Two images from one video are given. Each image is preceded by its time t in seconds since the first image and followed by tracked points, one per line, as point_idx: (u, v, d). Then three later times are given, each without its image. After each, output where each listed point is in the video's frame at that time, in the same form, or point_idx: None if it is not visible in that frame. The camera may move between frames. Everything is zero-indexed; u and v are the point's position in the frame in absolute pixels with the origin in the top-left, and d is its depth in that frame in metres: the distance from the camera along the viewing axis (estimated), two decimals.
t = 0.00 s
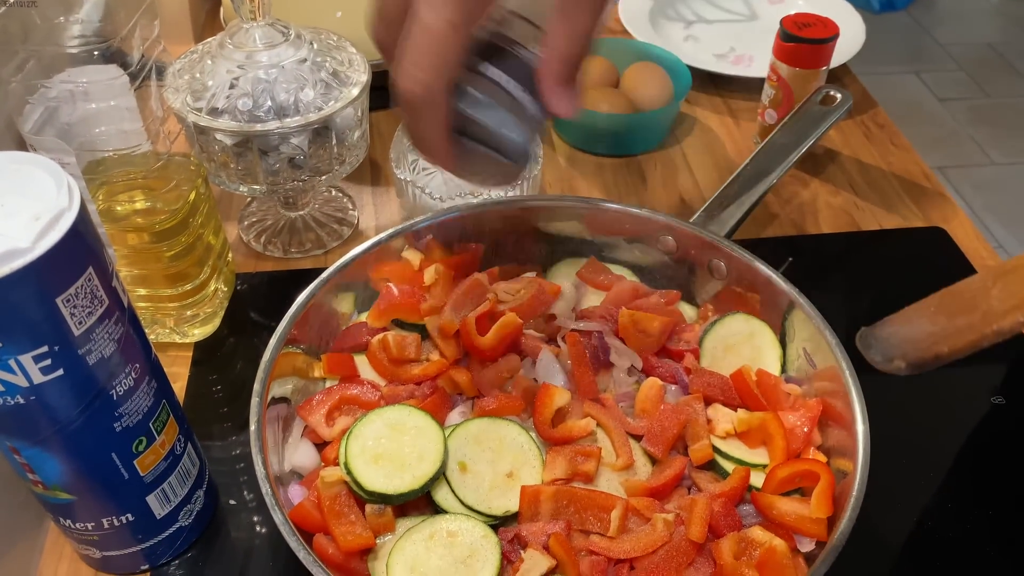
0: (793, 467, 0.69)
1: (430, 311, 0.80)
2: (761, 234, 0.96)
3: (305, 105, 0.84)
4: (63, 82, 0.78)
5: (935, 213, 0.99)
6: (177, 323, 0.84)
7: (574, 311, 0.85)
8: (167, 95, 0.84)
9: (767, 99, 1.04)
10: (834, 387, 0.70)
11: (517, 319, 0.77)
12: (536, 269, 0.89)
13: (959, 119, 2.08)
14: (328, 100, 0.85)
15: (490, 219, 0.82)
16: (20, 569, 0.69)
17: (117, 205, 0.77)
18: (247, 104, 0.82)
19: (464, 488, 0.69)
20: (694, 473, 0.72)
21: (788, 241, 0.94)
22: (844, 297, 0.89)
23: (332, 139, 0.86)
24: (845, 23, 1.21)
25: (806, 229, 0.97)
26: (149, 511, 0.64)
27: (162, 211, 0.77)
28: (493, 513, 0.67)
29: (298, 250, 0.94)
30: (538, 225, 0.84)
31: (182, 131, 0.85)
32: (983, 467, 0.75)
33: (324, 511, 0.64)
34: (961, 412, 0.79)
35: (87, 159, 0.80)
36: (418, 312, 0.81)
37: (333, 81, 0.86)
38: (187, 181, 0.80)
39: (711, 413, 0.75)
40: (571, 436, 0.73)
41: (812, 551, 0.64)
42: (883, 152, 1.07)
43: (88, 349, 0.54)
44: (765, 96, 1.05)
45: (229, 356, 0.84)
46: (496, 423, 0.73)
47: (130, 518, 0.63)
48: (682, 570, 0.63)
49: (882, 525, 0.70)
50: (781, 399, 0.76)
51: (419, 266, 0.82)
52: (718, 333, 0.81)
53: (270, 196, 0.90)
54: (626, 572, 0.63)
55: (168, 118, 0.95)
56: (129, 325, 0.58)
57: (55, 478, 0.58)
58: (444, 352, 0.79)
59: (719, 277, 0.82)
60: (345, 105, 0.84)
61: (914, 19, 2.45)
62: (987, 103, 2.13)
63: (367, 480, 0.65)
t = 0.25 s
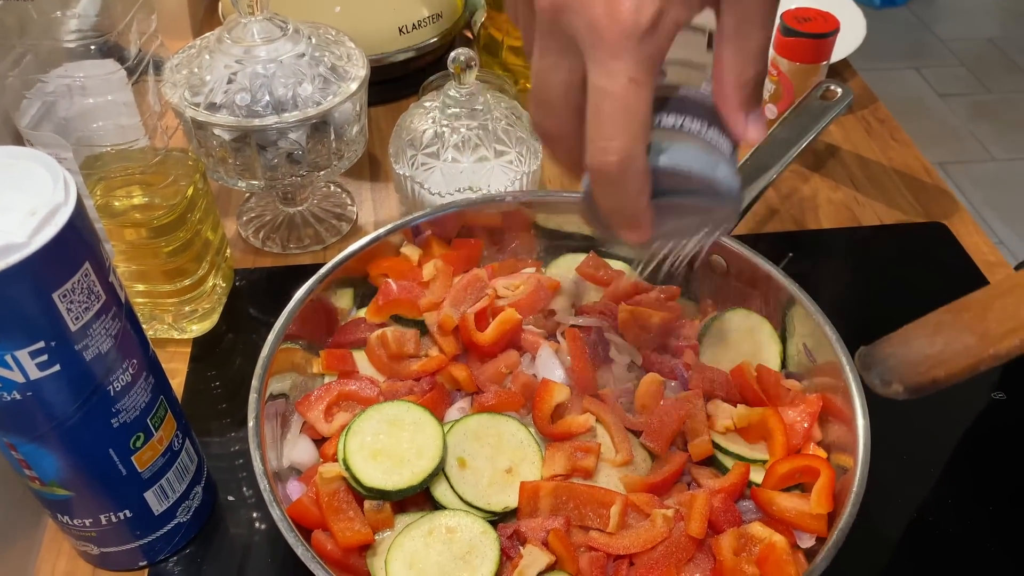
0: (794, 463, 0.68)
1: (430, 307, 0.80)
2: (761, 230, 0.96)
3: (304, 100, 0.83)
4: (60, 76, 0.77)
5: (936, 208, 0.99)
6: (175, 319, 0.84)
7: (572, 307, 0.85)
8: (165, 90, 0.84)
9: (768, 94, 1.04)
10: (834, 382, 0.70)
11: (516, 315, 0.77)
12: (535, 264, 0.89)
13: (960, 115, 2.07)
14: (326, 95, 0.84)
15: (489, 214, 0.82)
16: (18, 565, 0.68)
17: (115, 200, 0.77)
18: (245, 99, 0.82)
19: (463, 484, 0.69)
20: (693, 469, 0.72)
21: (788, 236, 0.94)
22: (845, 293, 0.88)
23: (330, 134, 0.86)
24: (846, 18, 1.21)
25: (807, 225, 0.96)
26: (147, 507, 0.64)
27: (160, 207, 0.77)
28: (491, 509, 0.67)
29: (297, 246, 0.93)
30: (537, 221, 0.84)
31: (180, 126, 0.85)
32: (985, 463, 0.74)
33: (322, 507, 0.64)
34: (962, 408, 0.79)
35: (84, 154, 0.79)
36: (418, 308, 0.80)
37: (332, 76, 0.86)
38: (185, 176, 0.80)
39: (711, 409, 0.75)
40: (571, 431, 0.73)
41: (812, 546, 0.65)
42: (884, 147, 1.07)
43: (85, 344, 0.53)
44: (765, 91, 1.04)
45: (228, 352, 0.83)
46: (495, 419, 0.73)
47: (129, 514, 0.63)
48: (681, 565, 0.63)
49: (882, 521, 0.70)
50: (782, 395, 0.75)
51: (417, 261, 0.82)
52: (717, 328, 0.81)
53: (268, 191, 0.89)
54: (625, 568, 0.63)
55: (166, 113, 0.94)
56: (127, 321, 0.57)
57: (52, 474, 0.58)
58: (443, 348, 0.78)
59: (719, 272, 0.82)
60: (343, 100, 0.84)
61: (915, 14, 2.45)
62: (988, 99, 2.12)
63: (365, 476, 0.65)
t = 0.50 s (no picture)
0: (791, 461, 0.69)
1: (427, 305, 0.80)
2: (759, 227, 0.96)
3: (301, 97, 0.83)
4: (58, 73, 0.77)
5: (934, 205, 0.98)
6: (172, 316, 0.84)
7: (570, 304, 0.85)
8: (163, 88, 0.84)
9: (766, 91, 1.04)
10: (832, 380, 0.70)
11: (513, 313, 0.78)
12: (533, 262, 0.89)
13: (959, 111, 2.07)
14: (324, 92, 0.84)
15: (487, 212, 0.82)
16: (17, 562, 0.69)
17: (111, 197, 0.76)
18: (242, 97, 0.82)
19: (461, 481, 0.69)
20: (690, 466, 0.72)
21: (786, 234, 0.94)
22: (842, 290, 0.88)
23: (328, 131, 0.86)
24: (845, 15, 1.21)
25: (805, 222, 0.96)
26: (144, 504, 0.64)
27: (157, 204, 0.76)
28: (489, 506, 0.67)
29: (295, 243, 0.93)
30: (535, 218, 0.84)
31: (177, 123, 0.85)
32: (982, 460, 0.74)
33: (320, 504, 0.64)
34: (959, 405, 0.79)
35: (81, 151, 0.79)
36: (414, 306, 0.80)
37: (329, 73, 0.86)
38: (182, 173, 0.80)
39: (708, 406, 0.75)
40: (568, 429, 0.73)
41: (809, 543, 0.65)
42: (883, 144, 1.07)
43: (82, 342, 0.53)
44: (764, 88, 1.04)
45: (225, 351, 0.83)
46: (493, 416, 0.73)
47: (126, 512, 0.63)
48: (678, 562, 0.63)
49: (880, 517, 0.70)
50: (779, 393, 0.75)
51: (415, 259, 0.82)
52: (715, 325, 0.81)
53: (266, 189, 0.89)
54: (623, 565, 0.63)
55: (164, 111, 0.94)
56: (124, 318, 0.57)
57: (49, 472, 0.58)
58: (440, 345, 0.78)
59: (716, 269, 0.82)
60: (341, 97, 0.84)
61: (915, 11, 2.44)
62: (988, 96, 2.12)
63: (363, 473, 0.65)
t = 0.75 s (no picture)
0: (789, 457, 0.69)
1: (426, 302, 0.79)
2: (758, 225, 0.96)
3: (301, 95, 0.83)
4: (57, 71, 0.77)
5: (932, 203, 0.99)
6: (172, 314, 0.84)
7: (569, 302, 0.84)
8: (162, 85, 0.84)
9: (764, 89, 1.04)
10: (830, 376, 0.70)
11: (512, 311, 0.78)
12: (532, 259, 0.89)
13: (958, 108, 2.07)
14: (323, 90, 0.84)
15: (486, 209, 0.82)
16: (17, 558, 0.69)
17: (111, 194, 0.77)
18: (241, 94, 0.81)
19: (460, 478, 0.69)
20: (689, 463, 0.72)
21: (785, 231, 0.94)
22: (841, 288, 0.89)
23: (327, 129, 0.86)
24: (844, 12, 1.21)
25: (804, 220, 0.96)
26: (144, 501, 0.64)
27: (157, 202, 0.77)
28: (488, 503, 0.67)
29: (294, 240, 0.93)
30: (534, 216, 0.84)
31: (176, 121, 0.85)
32: (980, 458, 0.75)
33: (319, 501, 0.64)
34: (957, 402, 0.79)
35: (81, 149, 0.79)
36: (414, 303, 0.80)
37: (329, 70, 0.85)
38: (182, 171, 0.80)
39: (706, 403, 0.75)
40: (567, 426, 0.73)
41: (807, 540, 0.65)
42: (882, 142, 1.07)
43: (82, 339, 0.53)
44: (763, 86, 1.04)
45: (224, 348, 0.83)
46: (492, 414, 0.73)
47: (126, 508, 0.63)
48: (676, 558, 0.63)
49: (878, 515, 0.70)
50: (778, 389, 0.75)
51: (415, 256, 0.81)
52: (714, 323, 0.81)
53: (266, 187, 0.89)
54: (621, 561, 0.63)
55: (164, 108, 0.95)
56: (123, 316, 0.57)
57: (49, 469, 0.58)
58: (439, 343, 0.78)
59: (715, 267, 0.82)
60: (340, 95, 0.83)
61: (915, 8, 2.44)
62: (987, 93, 2.12)
63: (362, 470, 0.65)
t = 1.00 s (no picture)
0: (787, 455, 0.69)
1: (424, 300, 0.80)
2: (757, 222, 0.96)
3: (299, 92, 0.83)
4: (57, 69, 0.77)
5: (932, 201, 0.99)
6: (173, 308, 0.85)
7: (568, 300, 0.85)
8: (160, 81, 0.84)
9: (762, 87, 1.04)
10: (828, 374, 0.70)
11: (512, 308, 0.78)
12: (531, 257, 0.90)
13: (957, 106, 2.07)
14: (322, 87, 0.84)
15: (484, 207, 0.82)
16: (18, 553, 0.69)
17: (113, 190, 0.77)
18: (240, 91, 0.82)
19: (459, 475, 0.69)
20: (687, 461, 0.72)
21: (784, 229, 0.94)
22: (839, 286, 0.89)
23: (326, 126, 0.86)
24: (844, 10, 1.21)
25: (803, 218, 0.97)
26: (144, 497, 0.64)
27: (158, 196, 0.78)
28: (486, 500, 0.68)
29: (294, 239, 0.93)
30: (533, 214, 0.84)
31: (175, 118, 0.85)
32: (979, 456, 0.75)
33: (317, 497, 0.65)
34: (956, 400, 0.79)
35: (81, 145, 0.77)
36: (413, 301, 0.80)
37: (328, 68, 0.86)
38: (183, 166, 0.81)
39: (705, 401, 0.75)
40: (565, 424, 0.73)
41: (804, 537, 0.65)
42: (881, 140, 1.07)
43: (81, 336, 0.53)
44: (762, 84, 1.04)
45: (224, 343, 0.84)
46: (490, 411, 0.73)
47: (126, 505, 0.63)
48: (674, 555, 0.63)
49: (876, 513, 0.70)
50: (776, 387, 0.75)
51: (413, 255, 0.81)
52: (712, 321, 0.81)
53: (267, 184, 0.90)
54: (619, 558, 0.64)
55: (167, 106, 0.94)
56: (122, 314, 0.57)
57: (49, 466, 0.58)
58: (439, 340, 0.79)
59: (714, 265, 0.82)
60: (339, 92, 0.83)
61: (915, 6, 2.44)
62: (987, 91, 2.12)
63: (360, 467, 0.65)
